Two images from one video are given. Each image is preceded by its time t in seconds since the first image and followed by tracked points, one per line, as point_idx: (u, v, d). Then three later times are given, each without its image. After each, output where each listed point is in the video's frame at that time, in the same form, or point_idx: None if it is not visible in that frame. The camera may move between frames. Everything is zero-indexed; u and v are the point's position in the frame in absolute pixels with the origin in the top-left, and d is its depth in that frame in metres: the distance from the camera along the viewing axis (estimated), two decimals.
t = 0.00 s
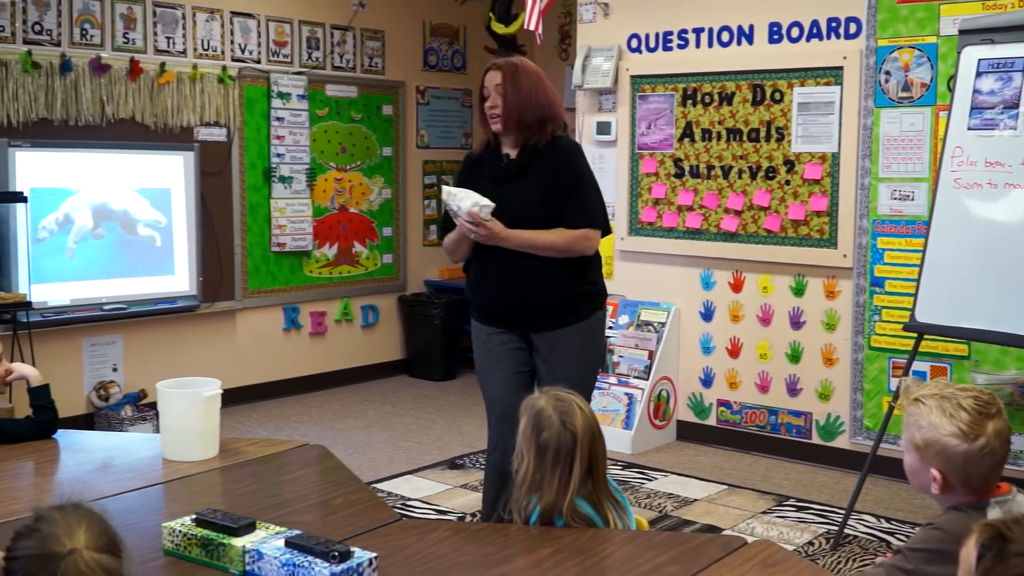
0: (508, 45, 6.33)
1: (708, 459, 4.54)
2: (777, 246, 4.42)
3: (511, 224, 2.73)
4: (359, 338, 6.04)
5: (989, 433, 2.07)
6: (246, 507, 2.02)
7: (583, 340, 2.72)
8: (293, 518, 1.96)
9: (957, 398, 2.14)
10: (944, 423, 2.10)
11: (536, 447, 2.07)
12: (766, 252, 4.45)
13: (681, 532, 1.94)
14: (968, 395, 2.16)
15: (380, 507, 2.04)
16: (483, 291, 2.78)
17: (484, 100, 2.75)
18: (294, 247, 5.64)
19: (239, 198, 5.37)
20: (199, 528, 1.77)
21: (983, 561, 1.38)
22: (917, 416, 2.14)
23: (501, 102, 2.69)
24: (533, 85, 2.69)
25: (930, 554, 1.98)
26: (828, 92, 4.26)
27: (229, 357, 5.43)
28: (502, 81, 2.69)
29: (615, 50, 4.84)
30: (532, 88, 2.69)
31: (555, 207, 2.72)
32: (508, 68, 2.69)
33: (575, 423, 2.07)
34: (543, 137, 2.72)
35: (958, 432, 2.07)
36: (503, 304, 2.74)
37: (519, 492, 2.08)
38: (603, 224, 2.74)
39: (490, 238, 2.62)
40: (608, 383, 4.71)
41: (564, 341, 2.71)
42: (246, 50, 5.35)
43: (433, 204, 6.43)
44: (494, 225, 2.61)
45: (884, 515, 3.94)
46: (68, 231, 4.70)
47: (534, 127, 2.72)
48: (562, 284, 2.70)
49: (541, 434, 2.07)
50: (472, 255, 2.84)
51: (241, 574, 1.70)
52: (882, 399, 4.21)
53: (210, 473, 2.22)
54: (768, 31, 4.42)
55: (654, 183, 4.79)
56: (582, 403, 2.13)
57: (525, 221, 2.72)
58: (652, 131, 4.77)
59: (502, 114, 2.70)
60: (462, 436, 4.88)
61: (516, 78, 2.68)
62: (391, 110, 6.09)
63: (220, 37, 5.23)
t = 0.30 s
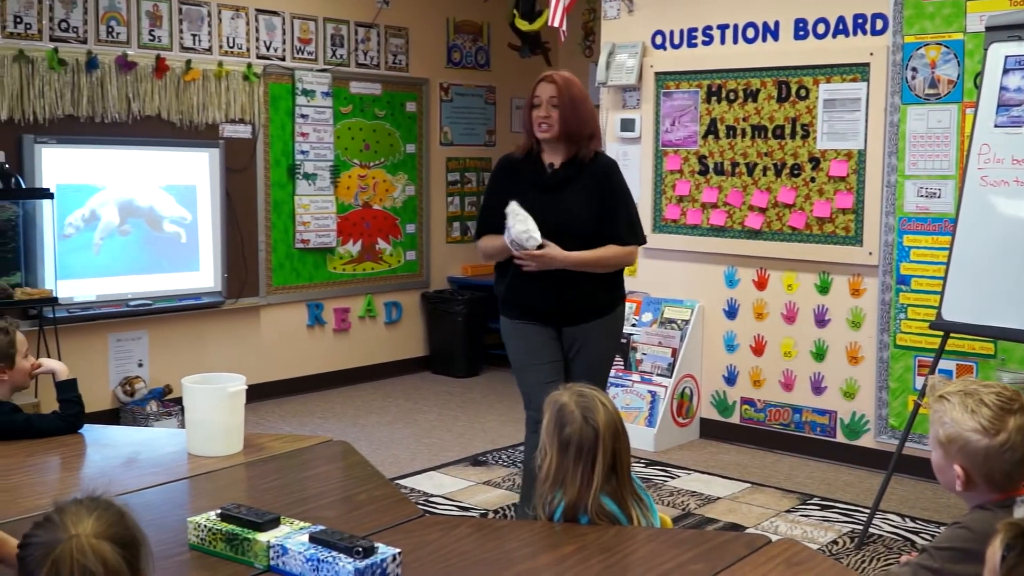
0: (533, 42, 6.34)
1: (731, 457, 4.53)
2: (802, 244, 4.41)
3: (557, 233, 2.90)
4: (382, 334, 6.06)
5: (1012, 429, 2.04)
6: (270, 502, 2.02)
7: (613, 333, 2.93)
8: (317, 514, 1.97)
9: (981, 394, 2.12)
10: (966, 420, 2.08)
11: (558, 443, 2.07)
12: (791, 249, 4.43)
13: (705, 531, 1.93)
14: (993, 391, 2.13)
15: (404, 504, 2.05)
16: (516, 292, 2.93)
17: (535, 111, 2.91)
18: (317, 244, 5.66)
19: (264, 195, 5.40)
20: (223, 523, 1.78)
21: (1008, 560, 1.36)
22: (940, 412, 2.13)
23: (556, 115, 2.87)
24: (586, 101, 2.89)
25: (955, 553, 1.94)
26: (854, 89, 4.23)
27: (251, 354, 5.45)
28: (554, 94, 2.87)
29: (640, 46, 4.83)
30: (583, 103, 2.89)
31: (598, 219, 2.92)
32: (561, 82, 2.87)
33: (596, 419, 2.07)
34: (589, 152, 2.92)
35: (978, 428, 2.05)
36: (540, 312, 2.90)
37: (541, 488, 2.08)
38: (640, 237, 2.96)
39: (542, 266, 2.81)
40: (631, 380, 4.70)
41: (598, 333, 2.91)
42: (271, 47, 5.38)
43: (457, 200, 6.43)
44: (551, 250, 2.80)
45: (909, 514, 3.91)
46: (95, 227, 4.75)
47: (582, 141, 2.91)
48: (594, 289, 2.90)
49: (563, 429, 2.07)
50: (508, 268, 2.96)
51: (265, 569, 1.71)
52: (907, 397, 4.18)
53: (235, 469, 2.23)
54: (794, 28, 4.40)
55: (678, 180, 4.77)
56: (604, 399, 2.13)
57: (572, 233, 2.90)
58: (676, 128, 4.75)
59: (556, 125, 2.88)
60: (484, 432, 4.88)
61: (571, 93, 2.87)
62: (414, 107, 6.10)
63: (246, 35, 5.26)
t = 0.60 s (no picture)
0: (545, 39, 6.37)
1: (743, 455, 4.52)
2: (815, 240, 4.40)
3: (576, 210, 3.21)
4: (394, 331, 6.07)
5: (1021, 424, 2.03)
6: (282, 498, 2.03)
7: (614, 311, 3.26)
8: (329, 510, 1.98)
9: (991, 389, 2.11)
10: (976, 415, 2.07)
11: (565, 437, 2.08)
12: (804, 246, 4.42)
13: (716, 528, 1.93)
14: (1002, 386, 2.12)
15: (415, 499, 2.05)
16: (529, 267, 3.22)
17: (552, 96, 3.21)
18: (330, 240, 5.67)
19: (277, 191, 5.42)
20: (236, 518, 1.79)
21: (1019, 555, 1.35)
22: (950, 408, 2.12)
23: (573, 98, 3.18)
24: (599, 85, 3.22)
25: (967, 550, 1.93)
26: (868, 85, 4.22)
27: (263, 350, 5.47)
28: (570, 79, 3.20)
29: (653, 43, 4.82)
30: (596, 87, 3.21)
31: (614, 199, 3.25)
32: (576, 68, 3.20)
33: (603, 413, 2.07)
34: (603, 134, 3.25)
35: (988, 423, 2.04)
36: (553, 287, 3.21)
37: (551, 483, 2.09)
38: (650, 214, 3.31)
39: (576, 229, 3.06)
40: (643, 377, 4.67)
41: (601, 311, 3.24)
42: (285, 44, 5.39)
43: (469, 197, 6.44)
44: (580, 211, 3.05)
45: (921, 511, 3.90)
46: (108, 223, 4.77)
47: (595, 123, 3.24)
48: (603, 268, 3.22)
49: (570, 424, 2.08)
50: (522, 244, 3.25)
51: (278, 564, 1.72)
52: (920, 395, 4.18)
53: (246, 464, 2.24)
54: (807, 24, 4.39)
55: (690, 177, 4.77)
56: (613, 394, 2.12)
57: (590, 208, 3.22)
58: (689, 125, 4.75)
59: (573, 108, 3.19)
60: (496, 429, 4.88)
61: (586, 79, 3.19)
62: (427, 104, 6.11)
63: (259, 31, 5.27)
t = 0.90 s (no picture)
0: (554, 33, 6.37)
1: (751, 449, 4.52)
2: (824, 235, 4.39)
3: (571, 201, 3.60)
4: (403, 325, 6.08)
5: None
6: (290, 491, 2.03)
7: (604, 301, 3.65)
8: (338, 503, 1.98)
9: (1001, 383, 2.11)
10: (985, 409, 2.07)
11: (572, 432, 2.07)
12: (813, 241, 4.41)
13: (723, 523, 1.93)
14: (1012, 380, 2.12)
15: (424, 493, 2.06)
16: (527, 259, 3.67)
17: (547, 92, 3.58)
18: (338, 235, 5.68)
19: (285, 185, 5.42)
20: (245, 512, 1.79)
21: None
22: (960, 401, 2.12)
23: (565, 93, 3.55)
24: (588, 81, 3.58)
25: (977, 545, 1.92)
26: (878, 79, 4.21)
27: (272, 344, 5.48)
28: (562, 75, 3.56)
29: (661, 37, 4.81)
30: (585, 82, 3.58)
31: (609, 192, 3.63)
32: (567, 65, 3.56)
33: (609, 408, 2.06)
34: (594, 127, 3.61)
35: (997, 416, 2.04)
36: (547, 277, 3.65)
37: (558, 477, 2.10)
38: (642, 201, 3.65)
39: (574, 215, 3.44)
40: (652, 372, 4.67)
41: (591, 302, 3.64)
42: (293, 39, 5.39)
43: (477, 192, 6.44)
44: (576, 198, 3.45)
45: (930, 506, 3.89)
46: (118, 218, 4.78)
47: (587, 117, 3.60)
48: (595, 260, 3.62)
49: (576, 419, 2.07)
50: (520, 235, 3.68)
51: (287, 558, 1.72)
52: (929, 390, 4.16)
53: (255, 458, 2.25)
54: (817, 17, 4.38)
55: (699, 171, 4.76)
56: (619, 387, 2.11)
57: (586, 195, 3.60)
58: (698, 119, 4.74)
59: (565, 102, 3.55)
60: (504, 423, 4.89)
61: (576, 76, 3.56)
62: (435, 98, 6.10)
63: (267, 25, 5.27)
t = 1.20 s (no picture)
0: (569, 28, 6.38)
1: (767, 446, 4.51)
2: (841, 230, 4.37)
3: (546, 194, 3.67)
4: (417, 320, 6.09)
5: None
6: (307, 486, 2.04)
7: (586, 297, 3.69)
8: (354, 498, 1.99)
9: (1019, 378, 2.10)
10: (1003, 404, 2.06)
11: (587, 429, 2.07)
12: (830, 236, 4.40)
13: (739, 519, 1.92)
14: None
15: (439, 488, 2.06)
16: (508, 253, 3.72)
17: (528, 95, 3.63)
18: (354, 230, 5.69)
19: (301, 180, 5.44)
20: (262, 505, 1.80)
21: None
22: (977, 397, 2.11)
23: (546, 98, 3.60)
24: (568, 86, 3.63)
25: (994, 541, 1.89)
26: (895, 74, 4.18)
27: (287, 338, 5.50)
28: (544, 79, 3.61)
29: (677, 31, 4.79)
30: (566, 88, 3.63)
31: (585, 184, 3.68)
32: (549, 69, 3.61)
33: (624, 404, 2.06)
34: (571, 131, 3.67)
35: (1016, 412, 2.03)
36: (525, 275, 3.69)
37: (573, 475, 2.10)
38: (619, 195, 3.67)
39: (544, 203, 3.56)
40: (667, 367, 4.66)
41: (574, 298, 3.68)
42: (309, 34, 5.40)
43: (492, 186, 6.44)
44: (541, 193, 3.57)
45: (947, 503, 3.88)
46: (134, 212, 4.80)
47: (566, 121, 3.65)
48: (571, 255, 3.65)
49: (591, 415, 2.08)
50: (498, 228, 3.76)
51: (304, 552, 1.73)
52: (946, 386, 4.14)
53: (271, 452, 2.25)
54: (834, 12, 4.35)
55: (715, 166, 4.75)
56: (633, 384, 2.12)
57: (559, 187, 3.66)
58: (714, 114, 4.72)
59: (545, 107, 3.61)
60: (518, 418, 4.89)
61: (558, 80, 3.61)
62: (450, 93, 6.10)
63: (283, 21, 5.28)
